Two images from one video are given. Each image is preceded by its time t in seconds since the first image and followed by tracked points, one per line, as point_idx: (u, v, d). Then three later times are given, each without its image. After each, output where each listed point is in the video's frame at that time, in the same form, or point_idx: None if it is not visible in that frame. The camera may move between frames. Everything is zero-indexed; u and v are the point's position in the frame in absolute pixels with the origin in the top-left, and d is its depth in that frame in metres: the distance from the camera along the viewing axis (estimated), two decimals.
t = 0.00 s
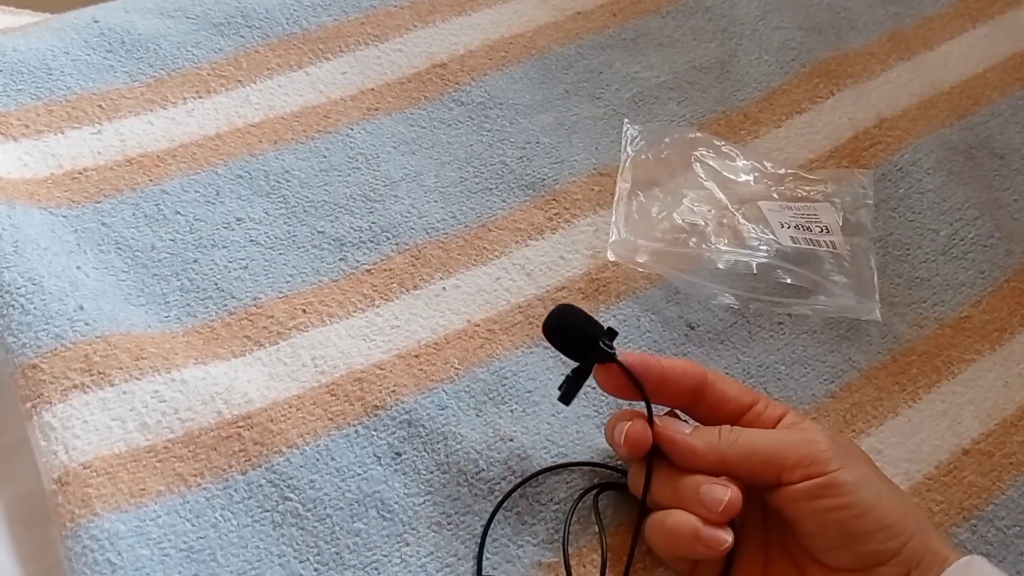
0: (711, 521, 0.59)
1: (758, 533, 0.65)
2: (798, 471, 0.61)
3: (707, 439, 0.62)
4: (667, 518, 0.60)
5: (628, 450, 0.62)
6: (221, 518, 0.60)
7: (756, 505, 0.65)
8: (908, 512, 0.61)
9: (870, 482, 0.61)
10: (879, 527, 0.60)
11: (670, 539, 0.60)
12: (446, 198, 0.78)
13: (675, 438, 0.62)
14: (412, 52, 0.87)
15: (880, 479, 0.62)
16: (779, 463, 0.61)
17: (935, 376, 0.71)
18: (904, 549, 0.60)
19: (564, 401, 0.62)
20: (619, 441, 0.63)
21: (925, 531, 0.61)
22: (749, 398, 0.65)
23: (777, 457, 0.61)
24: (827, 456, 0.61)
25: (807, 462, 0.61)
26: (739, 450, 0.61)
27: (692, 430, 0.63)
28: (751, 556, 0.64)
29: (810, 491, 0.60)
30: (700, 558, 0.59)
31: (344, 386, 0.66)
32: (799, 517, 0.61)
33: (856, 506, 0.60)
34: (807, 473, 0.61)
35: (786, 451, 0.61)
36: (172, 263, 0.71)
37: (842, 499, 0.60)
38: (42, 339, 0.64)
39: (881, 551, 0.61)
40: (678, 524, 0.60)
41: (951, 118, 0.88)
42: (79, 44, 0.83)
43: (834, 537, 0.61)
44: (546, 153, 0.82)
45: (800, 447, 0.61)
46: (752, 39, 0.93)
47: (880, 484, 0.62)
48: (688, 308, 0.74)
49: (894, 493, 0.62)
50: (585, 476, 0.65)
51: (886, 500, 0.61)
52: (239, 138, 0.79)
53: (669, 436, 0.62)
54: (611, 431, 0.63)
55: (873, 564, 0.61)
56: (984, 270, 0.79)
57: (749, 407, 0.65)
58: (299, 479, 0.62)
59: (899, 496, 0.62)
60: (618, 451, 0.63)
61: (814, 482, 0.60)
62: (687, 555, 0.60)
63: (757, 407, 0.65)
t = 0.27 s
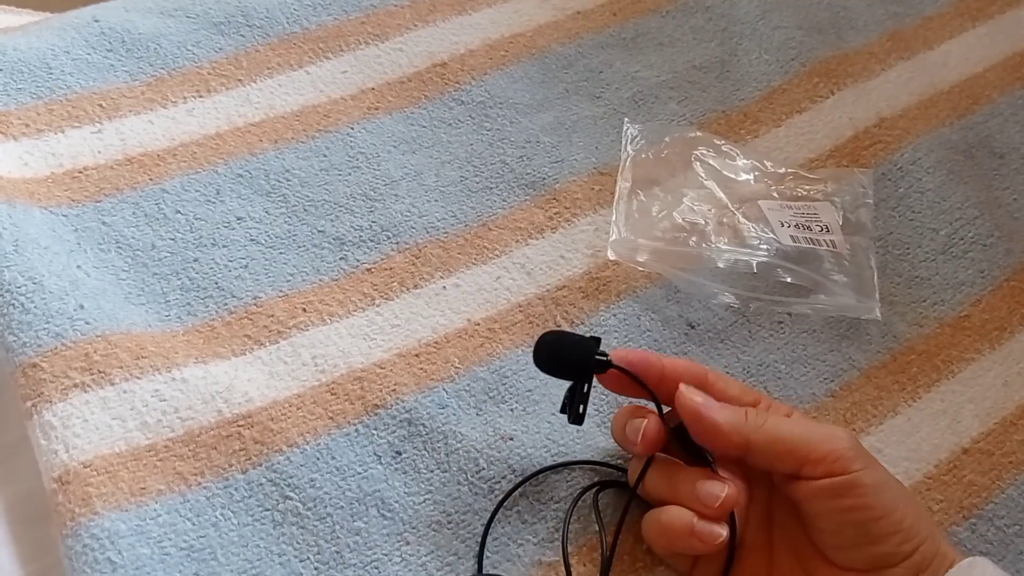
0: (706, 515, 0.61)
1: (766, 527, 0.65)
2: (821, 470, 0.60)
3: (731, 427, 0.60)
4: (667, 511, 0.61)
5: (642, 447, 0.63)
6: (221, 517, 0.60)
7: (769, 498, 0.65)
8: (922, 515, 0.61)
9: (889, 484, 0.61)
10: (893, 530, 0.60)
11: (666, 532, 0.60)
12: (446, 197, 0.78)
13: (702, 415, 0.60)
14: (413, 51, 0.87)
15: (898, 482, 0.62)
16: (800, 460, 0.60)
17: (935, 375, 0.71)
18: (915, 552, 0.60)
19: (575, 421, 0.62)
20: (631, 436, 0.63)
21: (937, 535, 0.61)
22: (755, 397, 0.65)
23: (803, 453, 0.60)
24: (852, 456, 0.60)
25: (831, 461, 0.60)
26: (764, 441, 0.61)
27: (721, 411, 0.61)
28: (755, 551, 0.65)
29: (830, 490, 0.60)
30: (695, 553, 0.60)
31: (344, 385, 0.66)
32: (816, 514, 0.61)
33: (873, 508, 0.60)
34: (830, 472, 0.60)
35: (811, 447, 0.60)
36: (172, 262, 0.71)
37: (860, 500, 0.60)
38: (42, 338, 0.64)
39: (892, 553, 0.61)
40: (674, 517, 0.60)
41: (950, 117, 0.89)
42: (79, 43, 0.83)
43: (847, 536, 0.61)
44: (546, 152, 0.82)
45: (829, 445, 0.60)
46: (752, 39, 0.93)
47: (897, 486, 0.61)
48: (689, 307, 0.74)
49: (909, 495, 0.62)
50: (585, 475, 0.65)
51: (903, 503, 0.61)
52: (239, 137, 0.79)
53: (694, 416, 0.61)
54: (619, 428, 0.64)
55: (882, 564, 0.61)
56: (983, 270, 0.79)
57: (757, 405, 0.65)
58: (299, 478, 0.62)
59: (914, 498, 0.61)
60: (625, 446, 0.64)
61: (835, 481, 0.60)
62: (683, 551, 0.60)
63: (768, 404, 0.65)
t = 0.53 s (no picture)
0: (709, 513, 0.60)
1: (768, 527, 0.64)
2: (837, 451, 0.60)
3: (767, 386, 0.59)
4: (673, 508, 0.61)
5: (652, 446, 0.62)
6: (221, 517, 0.60)
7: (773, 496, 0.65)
8: (928, 512, 0.61)
9: (900, 475, 0.60)
10: (901, 523, 0.59)
11: (669, 530, 0.60)
12: (446, 198, 0.78)
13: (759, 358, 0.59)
14: (412, 52, 0.87)
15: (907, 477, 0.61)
16: (816, 440, 0.60)
17: (935, 376, 0.71)
18: (919, 549, 0.60)
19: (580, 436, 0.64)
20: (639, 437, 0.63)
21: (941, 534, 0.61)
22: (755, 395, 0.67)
23: (822, 432, 0.60)
24: (868, 439, 0.60)
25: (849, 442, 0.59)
26: (785, 415, 0.60)
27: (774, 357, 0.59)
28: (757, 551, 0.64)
29: (843, 474, 0.59)
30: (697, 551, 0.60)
31: (344, 386, 0.66)
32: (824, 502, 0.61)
33: (884, 497, 0.59)
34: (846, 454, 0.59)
35: (828, 427, 0.60)
36: (172, 263, 0.71)
37: (872, 488, 0.59)
38: (42, 339, 0.64)
39: (898, 547, 0.60)
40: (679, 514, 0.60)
41: (950, 118, 0.89)
42: (79, 44, 0.83)
43: (854, 528, 0.60)
44: (546, 153, 0.82)
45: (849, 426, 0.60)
46: (752, 40, 0.93)
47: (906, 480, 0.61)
48: (688, 308, 0.74)
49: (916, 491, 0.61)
50: (585, 475, 0.65)
51: (911, 496, 0.60)
52: (239, 137, 0.79)
53: (747, 360, 0.59)
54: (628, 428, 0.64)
55: (887, 561, 0.60)
56: (983, 270, 0.79)
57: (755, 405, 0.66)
58: (299, 479, 0.62)
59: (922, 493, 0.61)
60: (633, 442, 0.64)
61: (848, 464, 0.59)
62: (685, 549, 0.60)
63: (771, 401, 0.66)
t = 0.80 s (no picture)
0: (699, 512, 0.60)
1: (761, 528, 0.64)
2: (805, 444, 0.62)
3: (744, 381, 0.64)
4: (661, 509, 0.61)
5: (635, 447, 0.63)
6: (219, 521, 0.60)
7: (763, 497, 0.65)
8: (911, 503, 0.61)
9: (875, 466, 0.61)
10: (881, 512, 0.60)
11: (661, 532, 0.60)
12: (445, 199, 0.77)
13: (741, 352, 0.65)
14: (411, 53, 0.87)
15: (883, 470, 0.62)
16: (786, 434, 0.62)
17: (935, 378, 0.71)
18: (906, 540, 0.60)
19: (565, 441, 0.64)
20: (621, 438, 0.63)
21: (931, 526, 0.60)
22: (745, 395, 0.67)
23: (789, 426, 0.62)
24: (833, 432, 0.62)
25: (815, 434, 0.62)
26: (758, 411, 0.63)
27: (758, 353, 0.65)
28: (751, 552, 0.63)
29: (814, 466, 0.61)
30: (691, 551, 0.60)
31: (342, 388, 0.66)
32: (803, 497, 0.61)
33: (859, 487, 0.60)
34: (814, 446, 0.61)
35: (795, 420, 0.62)
36: (170, 265, 0.71)
37: (845, 477, 0.60)
38: (40, 342, 0.64)
39: (882, 539, 0.60)
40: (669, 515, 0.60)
41: (950, 119, 0.88)
42: (77, 45, 0.83)
43: (835, 521, 0.60)
44: (545, 154, 0.82)
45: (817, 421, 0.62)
46: (751, 40, 0.93)
47: (884, 472, 0.61)
48: (687, 310, 0.74)
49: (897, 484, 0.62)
50: (584, 478, 0.65)
51: (890, 486, 0.61)
52: (238, 139, 0.79)
53: (732, 354, 0.65)
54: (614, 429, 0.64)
55: (875, 554, 0.60)
56: (983, 272, 0.79)
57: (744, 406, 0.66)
58: (297, 481, 0.62)
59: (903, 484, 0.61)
60: (619, 446, 0.64)
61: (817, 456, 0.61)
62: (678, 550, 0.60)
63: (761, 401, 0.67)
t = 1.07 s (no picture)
0: (697, 514, 0.60)
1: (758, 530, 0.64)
2: (804, 448, 0.61)
3: (742, 383, 0.64)
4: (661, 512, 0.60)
5: (634, 449, 0.63)
6: (215, 523, 0.60)
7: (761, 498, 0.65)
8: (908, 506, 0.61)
9: (873, 469, 0.61)
10: (879, 515, 0.60)
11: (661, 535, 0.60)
12: (442, 201, 0.77)
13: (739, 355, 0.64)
14: (409, 54, 0.87)
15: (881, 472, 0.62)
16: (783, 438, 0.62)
17: (932, 380, 0.71)
18: (903, 543, 0.60)
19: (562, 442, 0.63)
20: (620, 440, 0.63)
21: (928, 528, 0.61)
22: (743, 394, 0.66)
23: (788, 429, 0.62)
24: (830, 435, 0.62)
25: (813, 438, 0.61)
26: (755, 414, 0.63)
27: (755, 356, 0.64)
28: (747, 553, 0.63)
29: (812, 469, 0.61)
30: (688, 552, 0.60)
31: (339, 390, 0.66)
32: (801, 499, 0.61)
33: (858, 490, 0.60)
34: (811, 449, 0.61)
35: (793, 424, 0.62)
36: (167, 267, 0.71)
37: (843, 480, 0.60)
38: (36, 344, 0.64)
39: (880, 541, 0.60)
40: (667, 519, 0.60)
41: (948, 121, 0.88)
42: (74, 46, 0.83)
43: (832, 524, 0.60)
44: (543, 156, 0.82)
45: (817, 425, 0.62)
46: (750, 42, 0.93)
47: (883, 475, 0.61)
48: (685, 311, 0.74)
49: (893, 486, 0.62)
50: (581, 480, 0.65)
51: (888, 489, 0.61)
52: (235, 140, 0.79)
53: (730, 356, 0.65)
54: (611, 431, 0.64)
55: (871, 555, 0.60)
56: (981, 274, 0.79)
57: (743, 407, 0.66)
58: (293, 484, 0.62)
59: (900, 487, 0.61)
60: (616, 447, 0.64)
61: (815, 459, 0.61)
62: (676, 551, 0.60)
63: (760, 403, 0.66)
